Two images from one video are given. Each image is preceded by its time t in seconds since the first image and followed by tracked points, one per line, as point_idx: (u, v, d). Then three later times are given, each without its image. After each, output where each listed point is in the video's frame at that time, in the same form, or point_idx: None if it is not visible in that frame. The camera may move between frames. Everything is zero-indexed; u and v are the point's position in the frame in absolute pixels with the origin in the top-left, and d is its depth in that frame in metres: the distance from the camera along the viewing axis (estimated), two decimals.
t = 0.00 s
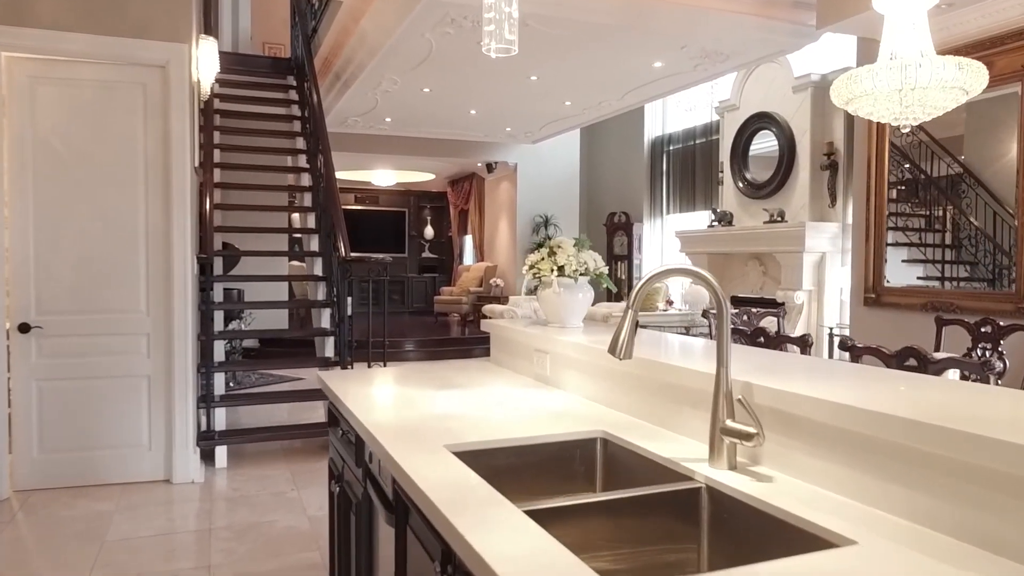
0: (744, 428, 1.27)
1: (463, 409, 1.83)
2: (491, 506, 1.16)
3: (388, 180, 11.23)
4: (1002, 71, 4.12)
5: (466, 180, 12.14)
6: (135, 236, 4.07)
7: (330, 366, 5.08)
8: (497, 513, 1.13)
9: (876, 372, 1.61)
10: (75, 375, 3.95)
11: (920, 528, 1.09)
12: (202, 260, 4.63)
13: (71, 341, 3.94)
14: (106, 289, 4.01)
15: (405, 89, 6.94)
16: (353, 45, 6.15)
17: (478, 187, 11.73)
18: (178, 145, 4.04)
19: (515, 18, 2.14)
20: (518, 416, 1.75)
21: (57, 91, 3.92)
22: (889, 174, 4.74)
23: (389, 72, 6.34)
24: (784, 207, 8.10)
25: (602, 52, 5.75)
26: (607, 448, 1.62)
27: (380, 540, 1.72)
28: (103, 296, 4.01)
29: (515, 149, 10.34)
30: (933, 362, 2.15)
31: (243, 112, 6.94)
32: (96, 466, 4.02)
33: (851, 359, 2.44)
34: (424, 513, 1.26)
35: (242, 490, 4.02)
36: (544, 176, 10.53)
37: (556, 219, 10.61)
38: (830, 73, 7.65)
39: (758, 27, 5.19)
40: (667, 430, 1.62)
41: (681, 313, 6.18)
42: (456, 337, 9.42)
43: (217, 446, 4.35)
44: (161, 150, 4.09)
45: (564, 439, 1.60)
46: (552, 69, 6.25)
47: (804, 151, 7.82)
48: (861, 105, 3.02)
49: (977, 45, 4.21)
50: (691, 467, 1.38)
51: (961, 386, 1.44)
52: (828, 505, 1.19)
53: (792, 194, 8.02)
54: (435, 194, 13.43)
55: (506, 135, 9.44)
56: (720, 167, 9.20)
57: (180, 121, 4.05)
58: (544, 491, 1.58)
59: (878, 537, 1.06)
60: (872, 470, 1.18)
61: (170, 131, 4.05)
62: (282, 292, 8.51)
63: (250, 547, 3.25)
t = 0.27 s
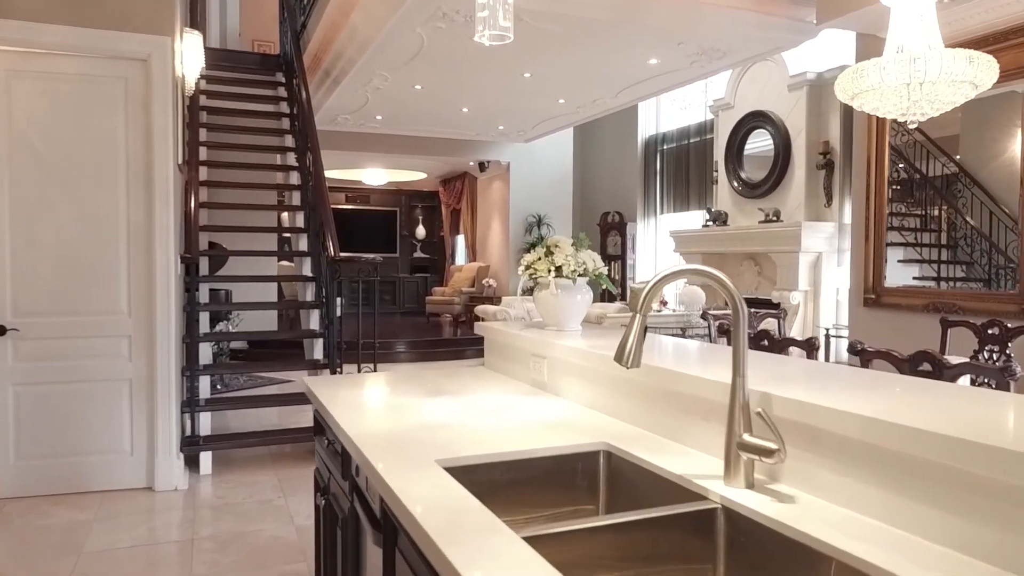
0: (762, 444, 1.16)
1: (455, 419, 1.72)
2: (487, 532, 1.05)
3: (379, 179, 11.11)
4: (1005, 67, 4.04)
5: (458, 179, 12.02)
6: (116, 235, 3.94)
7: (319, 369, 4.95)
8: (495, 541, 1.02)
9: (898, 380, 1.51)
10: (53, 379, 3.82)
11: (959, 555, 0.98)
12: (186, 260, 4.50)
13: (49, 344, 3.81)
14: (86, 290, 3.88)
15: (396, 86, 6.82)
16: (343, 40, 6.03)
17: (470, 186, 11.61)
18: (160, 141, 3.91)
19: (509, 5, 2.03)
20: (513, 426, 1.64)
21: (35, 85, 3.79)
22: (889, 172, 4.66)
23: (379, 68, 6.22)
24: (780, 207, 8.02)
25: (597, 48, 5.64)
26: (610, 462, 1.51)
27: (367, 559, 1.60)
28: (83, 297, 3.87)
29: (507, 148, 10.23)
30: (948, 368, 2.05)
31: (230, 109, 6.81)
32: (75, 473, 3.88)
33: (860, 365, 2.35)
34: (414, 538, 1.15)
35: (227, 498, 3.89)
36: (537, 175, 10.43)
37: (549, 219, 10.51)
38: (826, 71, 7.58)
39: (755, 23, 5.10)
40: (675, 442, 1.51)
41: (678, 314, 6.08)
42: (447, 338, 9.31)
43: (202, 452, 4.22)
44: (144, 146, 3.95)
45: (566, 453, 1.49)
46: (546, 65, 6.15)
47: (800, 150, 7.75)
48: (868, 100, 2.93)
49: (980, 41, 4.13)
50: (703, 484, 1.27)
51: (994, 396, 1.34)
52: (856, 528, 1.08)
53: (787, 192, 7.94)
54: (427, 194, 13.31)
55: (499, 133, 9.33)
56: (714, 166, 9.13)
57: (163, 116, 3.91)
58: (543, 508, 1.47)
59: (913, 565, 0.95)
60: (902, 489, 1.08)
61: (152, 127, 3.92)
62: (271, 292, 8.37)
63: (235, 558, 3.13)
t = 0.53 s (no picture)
0: (791, 461, 1.05)
1: (451, 428, 1.60)
2: (485, 563, 0.94)
3: (371, 178, 10.98)
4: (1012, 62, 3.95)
5: (451, 178, 11.90)
6: (98, 233, 3.80)
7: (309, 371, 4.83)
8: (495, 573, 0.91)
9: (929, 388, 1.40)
10: (32, 382, 3.68)
11: None
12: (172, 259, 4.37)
13: (27, 347, 3.67)
14: (66, 291, 3.74)
15: (388, 82, 6.70)
16: (334, 34, 5.90)
17: (463, 185, 11.50)
18: (143, 136, 3.78)
19: None
20: (514, 436, 1.53)
21: (13, 78, 3.65)
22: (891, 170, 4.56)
23: (371, 63, 6.10)
24: (777, 206, 7.94)
25: (593, 43, 5.53)
26: (619, 476, 1.40)
27: None
28: (63, 298, 3.74)
29: (502, 146, 10.12)
30: (969, 373, 1.95)
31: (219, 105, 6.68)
32: (55, 480, 3.75)
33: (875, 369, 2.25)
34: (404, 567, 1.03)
35: (213, 505, 3.77)
36: (531, 173, 10.32)
37: (544, 218, 10.40)
38: (824, 69, 7.51)
39: (755, 18, 5.00)
40: (688, 454, 1.40)
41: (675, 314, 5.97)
42: (441, 339, 9.19)
43: (188, 458, 4.09)
44: (126, 141, 3.82)
45: (571, 467, 1.38)
46: (542, 61, 6.03)
47: (798, 148, 7.67)
48: (878, 93, 2.84)
49: (985, 35, 4.04)
50: (723, 504, 1.16)
51: None
52: (893, 555, 0.97)
53: (785, 191, 7.85)
54: (420, 193, 13.18)
55: (493, 131, 9.22)
56: (710, 165, 9.04)
57: (146, 110, 3.78)
58: (547, 527, 1.36)
59: None
60: (944, 511, 0.96)
61: (135, 121, 3.79)
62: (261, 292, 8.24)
63: (220, 569, 3.01)
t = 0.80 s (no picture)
0: (837, 482, 0.94)
1: (453, 441, 1.49)
2: None
3: (366, 177, 10.85)
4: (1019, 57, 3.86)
5: (447, 177, 11.78)
6: (82, 232, 3.67)
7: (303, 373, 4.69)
8: None
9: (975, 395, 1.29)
10: (14, 386, 3.55)
11: None
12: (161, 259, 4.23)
13: (8, 350, 3.54)
14: (50, 292, 3.61)
15: (383, 79, 6.57)
16: (328, 29, 5.78)
17: (459, 184, 11.38)
18: (130, 132, 3.65)
19: None
20: (521, 450, 1.41)
21: None
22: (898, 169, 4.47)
23: (366, 59, 5.98)
24: (778, 205, 7.84)
25: (593, 38, 5.42)
26: (636, 494, 1.29)
27: None
28: (47, 299, 3.61)
29: (498, 145, 10.00)
30: (999, 380, 1.84)
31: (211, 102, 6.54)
32: (39, 488, 3.62)
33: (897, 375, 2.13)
34: None
35: (203, 513, 3.64)
36: (528, 172, 10.21)
37: (541, 217, 10.29)
38: (825, 66, 7.41)
39: (758, 12, 4.89)
40: (713, 469, 1.28)
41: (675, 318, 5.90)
42: (437, 340, 9.06)
43: (177, 464, 3.96)
44: (112, 136, 3.69)
45: (586, 484, 1.26)
46: (540, 56, 5.93)
47: (798, 147, 7.58)
48: (893, 85, 2.74)
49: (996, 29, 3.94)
50: (759, 528, 1.04)
51: None
52: None
53: (786, 189, 7.75)
54: (415, 192, 13.06)
55: (489, 129, 9.11)
56: (709, 164, 8.94)
57: (132, 105, 3.65)
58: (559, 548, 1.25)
59: None
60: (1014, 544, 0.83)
61: (121, 115, 3.66)
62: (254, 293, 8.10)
63: None
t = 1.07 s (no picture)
0: (904, 512, 0.82)
1: (458, 458, 1.36)
2: None
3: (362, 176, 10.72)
4: None
5: (443, 175, 11.65)
6: (67, 231, 3.53)
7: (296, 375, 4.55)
8: None
9: None
10: None
11: None
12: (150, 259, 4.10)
13: None
14: (34, 293, 3.48)
15: (379, 75, 6.45)
16: (323, 23, 5.65)
17: (455, 183, 11.25)
18: (117, 127, 3.52)
19: None
20: (533, 468, 1.29)
21: None
22: (907, 167, 4.36)
23: (362, 54, 5.85)
24: (779, 204, 7.74)
25: (594, 33, 5.31)
26: (662, 517, 1.17)
27: None
28: (30, 300, 3.47)
29: (495, 143, 9.88)
30: None
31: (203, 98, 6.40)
32: (23, 496, 3.48)
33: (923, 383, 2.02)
34: None
35: (193, 522, 3.51)
36: (525, 171, 10.09)
37: (538, 216, 10.17)
38: (827, 63, 7.32)
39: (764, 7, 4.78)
40: (751, 491, 1.16)
41: (677, 320, 5.82)
42: (433, 341, 8.94)
43: (166, 470, 3.83)
44: (98, 131, 3.56)
45: (607, 507, 1.14)
46: (539, 52, 5.81)
47: (800, 145, 7.48)
48: (912, 78, 2.64)
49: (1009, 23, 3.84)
50: (810, 562, 0.92)
51: None
52: None
53: (788, 187, 7.65)
54: (411, 191, 12.92)
55: (487, 127, 8.99)
56: (709, 162, 8.84)
57: (118, 98, 3.51)
58: None
59: None
60: None
61: (108, 109, 3.52)
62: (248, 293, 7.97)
63: None
